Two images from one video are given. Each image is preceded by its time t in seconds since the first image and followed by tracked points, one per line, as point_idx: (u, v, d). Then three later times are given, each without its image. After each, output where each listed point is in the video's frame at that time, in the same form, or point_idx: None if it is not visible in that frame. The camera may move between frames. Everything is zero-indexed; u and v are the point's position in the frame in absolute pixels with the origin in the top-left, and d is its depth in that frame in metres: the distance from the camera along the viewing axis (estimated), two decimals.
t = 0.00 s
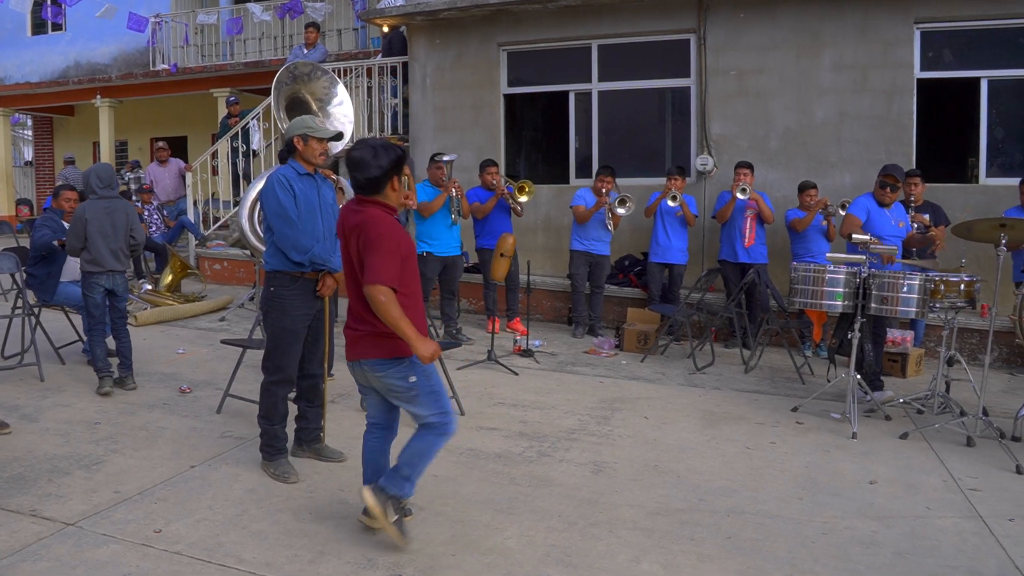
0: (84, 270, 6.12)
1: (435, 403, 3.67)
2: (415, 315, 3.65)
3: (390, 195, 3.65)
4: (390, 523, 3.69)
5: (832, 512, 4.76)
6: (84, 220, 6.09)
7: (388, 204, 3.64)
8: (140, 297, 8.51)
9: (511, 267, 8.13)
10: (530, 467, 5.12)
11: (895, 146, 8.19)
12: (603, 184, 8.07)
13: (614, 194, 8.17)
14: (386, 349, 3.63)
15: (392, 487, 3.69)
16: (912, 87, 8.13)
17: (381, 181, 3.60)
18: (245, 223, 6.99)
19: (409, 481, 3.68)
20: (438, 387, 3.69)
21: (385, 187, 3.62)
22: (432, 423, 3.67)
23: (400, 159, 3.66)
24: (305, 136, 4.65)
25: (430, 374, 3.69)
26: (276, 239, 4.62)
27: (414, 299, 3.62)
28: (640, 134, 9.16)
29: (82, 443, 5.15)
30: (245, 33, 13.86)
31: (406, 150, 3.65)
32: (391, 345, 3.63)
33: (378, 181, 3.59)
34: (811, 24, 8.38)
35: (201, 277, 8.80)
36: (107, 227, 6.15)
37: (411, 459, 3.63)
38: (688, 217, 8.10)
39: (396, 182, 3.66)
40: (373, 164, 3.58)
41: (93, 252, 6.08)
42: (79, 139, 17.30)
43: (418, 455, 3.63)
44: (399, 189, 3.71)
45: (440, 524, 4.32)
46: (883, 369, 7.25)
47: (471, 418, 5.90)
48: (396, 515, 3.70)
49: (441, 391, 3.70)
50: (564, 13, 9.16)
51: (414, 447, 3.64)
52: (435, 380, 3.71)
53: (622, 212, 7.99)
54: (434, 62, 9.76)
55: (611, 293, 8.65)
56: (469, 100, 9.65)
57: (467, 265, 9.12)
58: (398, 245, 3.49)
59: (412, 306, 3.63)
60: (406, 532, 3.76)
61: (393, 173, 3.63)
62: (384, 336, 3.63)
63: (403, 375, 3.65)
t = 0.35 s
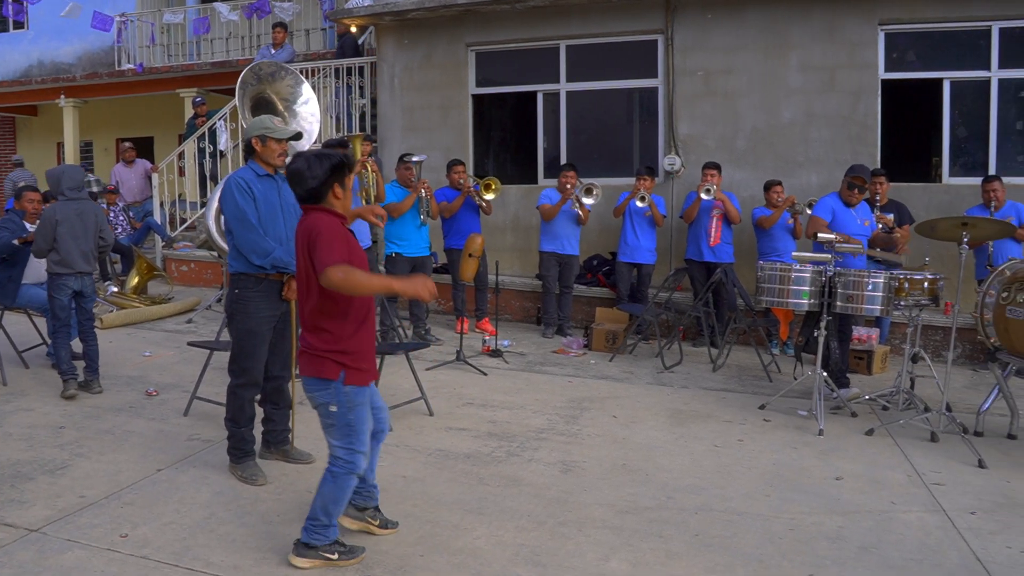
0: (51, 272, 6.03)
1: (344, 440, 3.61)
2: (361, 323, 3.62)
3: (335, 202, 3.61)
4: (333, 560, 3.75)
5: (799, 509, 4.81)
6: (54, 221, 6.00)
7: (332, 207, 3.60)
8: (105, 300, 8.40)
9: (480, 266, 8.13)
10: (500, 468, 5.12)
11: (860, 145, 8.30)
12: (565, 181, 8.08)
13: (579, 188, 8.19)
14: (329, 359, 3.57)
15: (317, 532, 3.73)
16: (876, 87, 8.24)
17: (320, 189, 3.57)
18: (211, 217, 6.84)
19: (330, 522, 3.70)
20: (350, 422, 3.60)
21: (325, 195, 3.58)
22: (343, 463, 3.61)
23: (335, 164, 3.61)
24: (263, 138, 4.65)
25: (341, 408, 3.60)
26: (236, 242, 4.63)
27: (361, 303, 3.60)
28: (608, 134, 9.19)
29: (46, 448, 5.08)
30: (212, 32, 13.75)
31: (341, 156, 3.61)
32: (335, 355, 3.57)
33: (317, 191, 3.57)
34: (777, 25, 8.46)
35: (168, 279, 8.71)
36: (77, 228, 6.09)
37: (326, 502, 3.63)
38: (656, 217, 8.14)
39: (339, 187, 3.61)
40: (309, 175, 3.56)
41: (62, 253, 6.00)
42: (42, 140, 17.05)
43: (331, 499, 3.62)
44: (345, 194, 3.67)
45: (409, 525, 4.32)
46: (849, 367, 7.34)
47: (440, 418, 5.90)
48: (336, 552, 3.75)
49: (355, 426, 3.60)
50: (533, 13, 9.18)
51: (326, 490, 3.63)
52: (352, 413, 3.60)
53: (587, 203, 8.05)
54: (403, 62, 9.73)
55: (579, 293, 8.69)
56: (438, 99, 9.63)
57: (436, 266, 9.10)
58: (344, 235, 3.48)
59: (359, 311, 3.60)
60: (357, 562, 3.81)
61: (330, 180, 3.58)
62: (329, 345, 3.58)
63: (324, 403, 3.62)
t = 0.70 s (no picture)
0: (10, 273, 5.90)
1: (291, 453, 3.59)
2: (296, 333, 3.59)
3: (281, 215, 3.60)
4: (277, 559, 3.77)
5: (759, 506, 4.86)
6: (17, 221, 5.90)
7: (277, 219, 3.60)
8: (63, 302, 8.30)
9: (443, 267, 8.12)
10: (461, 468, 5.12)
11: (820, 147, 8.41)
12: (522, 181, 8.13)
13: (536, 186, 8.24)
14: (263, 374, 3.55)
15: (267, 532, 3.77)
16: (835, 90, 8.35)
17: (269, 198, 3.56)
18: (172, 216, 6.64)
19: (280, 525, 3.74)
20: (293, 437, 3.57)
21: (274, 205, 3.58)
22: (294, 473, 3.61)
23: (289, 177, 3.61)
24: (222, 138, 4.61)
25: (282, 423, 3.57)
26: (193, 244, 4.59)
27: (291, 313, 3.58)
28: (571, 136, 9.23)
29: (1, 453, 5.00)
30: (172, 31, 13.62)
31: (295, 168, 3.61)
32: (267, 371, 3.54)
33: (265, 200, 3.56)
34: (738, 28, 8.55)
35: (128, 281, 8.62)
36: (39, 229, 6.01)
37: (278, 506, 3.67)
38: (618, 218, 8.18)
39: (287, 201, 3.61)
40: (259, 182, 3.56)
41: (23, 253, 5.90)
42: None
43: (283, 505, 3.66)
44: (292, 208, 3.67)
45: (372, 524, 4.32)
46: (809, 365, 7.44)
47: (402, 419, 5.89)
48: (281, 552, 3.76)
49: (298, 440, 3.56)
50: (495, 14, 9.19)
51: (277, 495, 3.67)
52: (292, 428, 3.56)
53: (547, 197, 8.08)
54: (365, 62, 9.71)
55: (541, 293, 8.71)
56: (400, 100, 9.62)
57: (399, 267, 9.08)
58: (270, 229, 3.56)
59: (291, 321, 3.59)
60: (305, 564, 3.80)
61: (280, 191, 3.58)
62: (262, 359, 3.56)
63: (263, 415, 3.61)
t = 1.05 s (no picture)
0: None
1: (258, 427, 3.70)
2: (256, 312, 3.70)
3: (255, 208, 3.78)
4: (271, 552, 3.82)
5: (729, 504, 4.89)
6: None
7: (251, 210, 3.77)
8: (29, 303, 8.21)
9: (413, 267, 8.11)
10: (432, 469, 5.11)
11: (789, 147, 8.48)
12: (490, 182, 8.08)
13: (505, 186, 8.23)
14: (223, 349, 3.68)
15: (258, 519, 3.82)
16: (804, 91, 8.42)
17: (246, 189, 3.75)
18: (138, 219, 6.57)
19: (268, 509, 3.80)
20: (258, 410, 3.68)
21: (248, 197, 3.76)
22: (265, 446, 3.72)
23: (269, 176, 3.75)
24: (190, 138, 4.54)
25: (244, 398, 3.69)
26: (160, 245, 4.55)
27: (252, 291, 3.69)
28: (542, 135, 9.24)
29: None
30: (140, 30, 13.50)
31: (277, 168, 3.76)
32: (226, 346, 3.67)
33: (244, 190, 3.73)
34: (708, 29, 8.60)
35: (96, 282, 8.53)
36: None
37: (258, 487, 3.76)
38: (589, 218, 8.20)
39: (261, 196, 3.77)
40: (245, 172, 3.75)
41: None
42: None
43: (261, 484, 3.74)
44: (271, 206, 3.82)
45: (342, 524, 4.31)
46: (779, 364, 7.50)
47: (373, 420, 5.87)
48: (276, 544, 3.82)
49: (262, 413, 3.67)
50: (465, 14, 9.18)
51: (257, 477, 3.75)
52: (256, 401, 3.68)
53: (516, 198, 8.11)
54: (335, 62, 9.68)
55: (512, 293, 8.72)
56: (371, 100, 9.58)
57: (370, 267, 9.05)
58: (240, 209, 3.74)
59: (253, 300, 3.70)
60: (299, 563, 3.83)
61: (256, 185, 3.74)
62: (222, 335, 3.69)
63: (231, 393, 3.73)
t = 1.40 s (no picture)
0: None
1: (243, 401, 3.73)
2: (220, 283, 3.77)
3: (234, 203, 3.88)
4: (257, 531, 3.84)
5: (709, 503, 4.91)
6: None
7: (228, 204, 3.88)
8: (7, 306, 8.14)
9: (394, 268, 8.10)
10: (413, 469, 5.11)
11: (769, 146, 8.53)
12: (468, 182, 8.15)
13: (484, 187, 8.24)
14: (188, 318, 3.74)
15: (244, 495, 3.83)
16: (784, 90, 8.47)
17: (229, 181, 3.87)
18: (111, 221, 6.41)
19: (257, 484, 3.81)
20: (243, 385, 3.72)
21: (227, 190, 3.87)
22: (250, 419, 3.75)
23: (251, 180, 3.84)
24: (168, 140, 4.52)
25: (226, 373, 3.72)
26: (138, 247, 4.53)
27: (217, 265, 3.76)
28: (523, 136, 9.24)
29: None
30: (119, 30, 13.41)
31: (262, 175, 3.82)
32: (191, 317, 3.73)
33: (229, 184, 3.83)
34: (688, 30, 8.63)
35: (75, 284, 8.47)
36: None
37: (243, 462, 3.78)
38: (569, 218, 8.22)
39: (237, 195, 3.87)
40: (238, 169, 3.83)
41: None
42: None
43: (247, 459, 3.77)
44: (250, 206, 3.91)
45: (322, 525, 4.31)
46: (759, 363, 7.55)
47: (353, 421, 5.86)
48: (262, 523, 3.83)
49: (247, 387, 3.72)
50: (446, 14, 9.18)
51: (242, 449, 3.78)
52: (239, 377, 3.72)
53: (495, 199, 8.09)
54: (315, 62, 9.66)
55: (494, 293, 8.72)
56: (351, 100, 9.57)
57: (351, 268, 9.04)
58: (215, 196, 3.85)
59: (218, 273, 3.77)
60: (282, 546, 3.85)
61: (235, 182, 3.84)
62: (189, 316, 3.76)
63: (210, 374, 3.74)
